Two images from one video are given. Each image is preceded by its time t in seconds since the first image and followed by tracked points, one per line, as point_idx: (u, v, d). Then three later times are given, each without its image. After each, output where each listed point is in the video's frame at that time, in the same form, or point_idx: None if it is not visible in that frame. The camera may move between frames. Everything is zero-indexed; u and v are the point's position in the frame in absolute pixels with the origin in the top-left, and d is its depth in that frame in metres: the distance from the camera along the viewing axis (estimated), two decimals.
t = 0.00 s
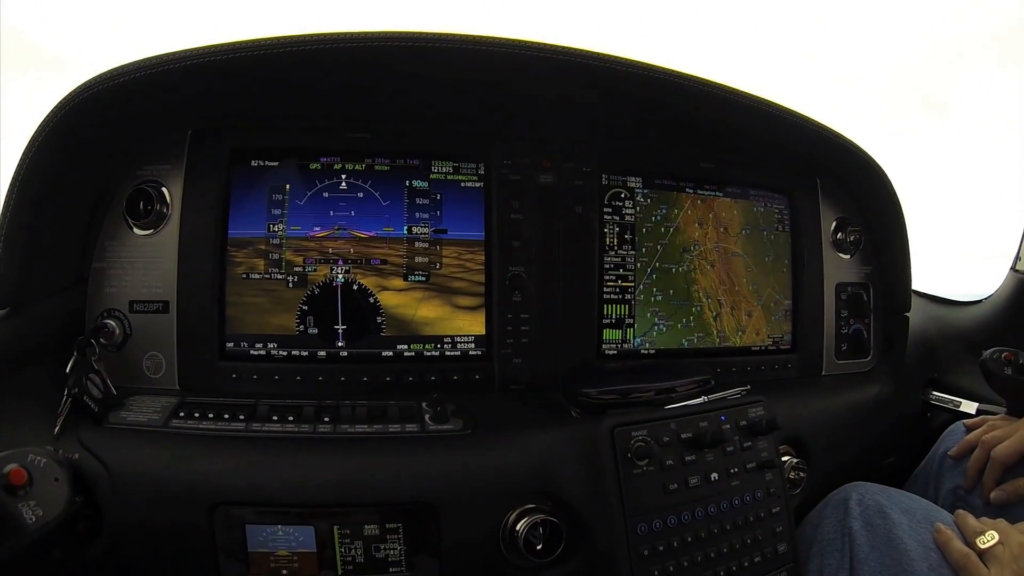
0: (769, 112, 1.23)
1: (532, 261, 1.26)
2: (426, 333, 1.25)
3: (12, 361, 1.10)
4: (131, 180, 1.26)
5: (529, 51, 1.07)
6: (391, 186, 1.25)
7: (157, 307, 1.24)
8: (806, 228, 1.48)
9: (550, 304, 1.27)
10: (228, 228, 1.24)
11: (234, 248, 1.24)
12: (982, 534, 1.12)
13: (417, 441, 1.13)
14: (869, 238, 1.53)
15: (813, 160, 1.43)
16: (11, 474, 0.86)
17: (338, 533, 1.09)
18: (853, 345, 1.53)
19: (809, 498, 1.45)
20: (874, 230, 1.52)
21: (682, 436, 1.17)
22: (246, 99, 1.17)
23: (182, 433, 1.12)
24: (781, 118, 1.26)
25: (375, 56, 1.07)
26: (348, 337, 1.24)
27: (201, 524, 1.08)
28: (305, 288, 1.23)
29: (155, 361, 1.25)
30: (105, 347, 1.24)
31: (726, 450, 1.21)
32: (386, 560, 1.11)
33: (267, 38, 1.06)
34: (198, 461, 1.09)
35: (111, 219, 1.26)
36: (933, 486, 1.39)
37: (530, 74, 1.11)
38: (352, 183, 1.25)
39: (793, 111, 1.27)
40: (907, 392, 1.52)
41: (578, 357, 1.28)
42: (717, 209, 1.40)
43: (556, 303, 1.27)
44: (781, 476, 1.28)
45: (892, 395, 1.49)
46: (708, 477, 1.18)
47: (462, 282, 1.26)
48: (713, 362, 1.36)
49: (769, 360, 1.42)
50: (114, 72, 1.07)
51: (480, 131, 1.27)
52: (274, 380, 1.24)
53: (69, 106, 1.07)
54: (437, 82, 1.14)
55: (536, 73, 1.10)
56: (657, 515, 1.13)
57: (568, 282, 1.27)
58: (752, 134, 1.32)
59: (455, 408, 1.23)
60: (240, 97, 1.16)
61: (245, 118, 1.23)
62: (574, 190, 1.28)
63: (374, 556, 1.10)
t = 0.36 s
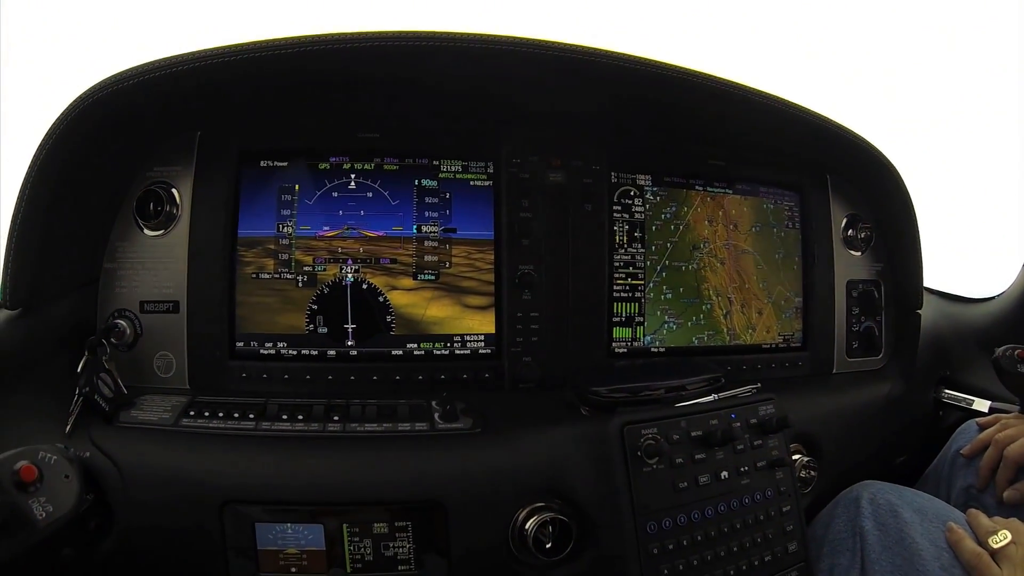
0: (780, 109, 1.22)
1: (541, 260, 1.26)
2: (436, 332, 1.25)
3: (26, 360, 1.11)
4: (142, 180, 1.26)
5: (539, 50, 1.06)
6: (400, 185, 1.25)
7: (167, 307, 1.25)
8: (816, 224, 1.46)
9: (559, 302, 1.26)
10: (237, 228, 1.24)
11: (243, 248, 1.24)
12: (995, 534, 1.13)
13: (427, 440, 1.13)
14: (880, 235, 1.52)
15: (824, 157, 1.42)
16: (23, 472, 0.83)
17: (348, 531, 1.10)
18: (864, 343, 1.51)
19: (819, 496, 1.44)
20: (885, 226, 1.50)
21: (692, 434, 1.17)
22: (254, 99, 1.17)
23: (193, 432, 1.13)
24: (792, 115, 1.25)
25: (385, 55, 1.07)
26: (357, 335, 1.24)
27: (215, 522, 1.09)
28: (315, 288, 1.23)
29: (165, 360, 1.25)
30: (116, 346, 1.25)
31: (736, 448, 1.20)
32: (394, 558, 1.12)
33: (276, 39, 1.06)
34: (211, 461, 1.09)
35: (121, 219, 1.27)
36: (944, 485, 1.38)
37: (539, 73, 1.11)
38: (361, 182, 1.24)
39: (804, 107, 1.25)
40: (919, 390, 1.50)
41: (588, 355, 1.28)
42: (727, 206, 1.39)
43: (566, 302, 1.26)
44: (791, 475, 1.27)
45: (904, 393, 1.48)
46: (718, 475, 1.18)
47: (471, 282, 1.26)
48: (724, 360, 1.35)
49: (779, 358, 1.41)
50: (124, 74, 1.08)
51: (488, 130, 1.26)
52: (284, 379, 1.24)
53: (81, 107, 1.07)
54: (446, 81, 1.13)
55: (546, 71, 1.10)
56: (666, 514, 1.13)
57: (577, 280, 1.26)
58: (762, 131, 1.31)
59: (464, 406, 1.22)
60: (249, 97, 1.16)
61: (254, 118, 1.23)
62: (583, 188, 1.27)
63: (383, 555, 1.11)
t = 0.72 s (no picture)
0: (781, 99, 1.21)
1: (541, 250, 1.25)
2: (436, 322, 1.24)
3: (25, 349, 1.11)
4: (140, 171, 1.26)
5: (540, 37, 1.05)
6: (399, 175, 1.24)
7: (166, 297, 1.24)
8: (818, 215, 1.46)
9: (559, 292, 1.25)
10: (237, 218, 1.24)
11: (242, 238, 1.23)
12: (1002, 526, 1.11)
13: (426, 430, 1.12)
14: (883, 226, 1.51)
15: (827, 147, 1.41)
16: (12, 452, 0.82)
17: (343, 522, 1.09)
18: (867, 335, 1.50)
19: (822, 490, 1.43)
20: (888, 218, 1.49)
21: (695, 424, 1.15)
22: (253, 88, 1.17)
23: (191, 421, 1.13)
24: (794, 105, 1.24)
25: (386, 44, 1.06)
26: (356, 325, 1.23)
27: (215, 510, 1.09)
28: (314, 277, 1.23)
29: (164, 351, 1.25)
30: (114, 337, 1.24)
31: (739, 438, 1.19)
32: (391, 549, 1.11)
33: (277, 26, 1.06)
34: (209, 451, 1.09)
35: (120, 209, 1.26)
36: (949, 478, 1.37)
37: (540, 61, 1.10)
38: (360, 172, 1.24)
39: (805, 97, 1.25)
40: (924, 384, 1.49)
41: (589, 346, 1.27)
42: (728, 196, 1.39)
43: (566, 293, 1.26)
44: (795, 466, 1.26)
45: (908, 386, 1.46)
46: (721, 465, 1.17)
47: (472, 272, 1.25)
48: (726, 351, 1.34)
49: (781, 350, 1.39)
50: (125, 62, 1.07)
51: (488, 120, 1.26)
52: (282, 369, 1.23)
53: (80, 96, 1.07)
54: (446, 70, 1.13)
55: (547, 59, 1.09)
56: (668, 504, 1.12)
57: (578, 270, 1.26)
58: (763, 121, 1.31)
59: (463, 396, 1.21)
60: (249, 86, 1.16)
61: (253, 108, 1.23)
62: (583, 177, 1.26)
63: (380, 546, 1.10)
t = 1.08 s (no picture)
0: (774, 90, 1.21)
1: (531, 241, 1.24)
2: (425, 313, 1.23)
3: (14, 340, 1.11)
4: (132, 164, 1.26)
5: (529, 27, 1.05)
6: (389, 166, 1.24)
7: (155, 289, 1.24)
8: (811, 208, 1.45)
9: (549, 284, 1.24)
10: (226, 209, 1.24)
11: (232, 230, 1.23)
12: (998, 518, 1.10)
13: (413, 421, 1.12)
14: (877, 219, 1.50)
15: (820, 139, 1.40)
16: None
17: (329, 513, 1.08)
18: (861, 329, 1.49)
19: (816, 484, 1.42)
20: (883, 211, 1.48)
21: (685, 415, 1.14)
22: (243, 80, 1.17)
23: (178, 411, 1.13)
24: (787, 96, 1.24)
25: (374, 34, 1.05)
26: (345, 317, 1.22)
27: (202, 501, 1.09)
28: (303, 269, 1.22)
29: (153, 342, 1.24)
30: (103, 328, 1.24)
31: (730, 431, 1.19)
32: (377, 541, 1.09)
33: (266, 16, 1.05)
34: (198, 441, 1.09)
35: (110, 202, 1.26)
36: (945, 473, 1.36)
37: (529, 52, 1.09)
38: (350, 164, 1.24)
39: (798, 88, 1.24)
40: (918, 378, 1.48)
41: (579, 338, 1.26)
42: (721, 188, 1.38)
43: (556, 284, 1.25)
44: (787, 460, 1.26)
45: (903, 380, 1.45)
46: (712, 458, 1.16)
47: (462, 264, 1.24)
48: (718, 344, 1.33)
49: (774, 343, 1.38)
50: (123, 49, 1.07)
51: (478, 112, 1.26)
52: (271, 361, 1.23)
53: (75, 84, 1.07)
54: (436, 62, 1.12)
55: (536, 49, 1.08)
56: (658, 497, 1.11)
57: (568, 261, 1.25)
58: (756, 112, 1.30)
59: (451, 388, 1.20)
60: (238, 78, 1.16)
61: (243, 100, 1.23)
62: (573, 169, 1.26)
63: (365, 538, 1.09)
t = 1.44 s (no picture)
0: (765, 79, 1.21)
1: (521, 231, 1.24)
2: (415, 304, 1.23)
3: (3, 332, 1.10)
4: (122, 156, 1.26)
5: (519, 16, 1.04)
6: (379, 157, 1.24)
7: (145, 281, 1.23)
8: (803, 199, 1.44)
9: (540, 274, 1.24)
10: (216, 201, 1.23)
11: (223, 221, 1.23)
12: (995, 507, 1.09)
13: (403, 411, 1.11)
14: (870, 210, 1.49)
15: (811, 130, 1.40)
16: None
17: (318, 504, 1.08)
18: (856, 320, 1.48)
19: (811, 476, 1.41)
20: (875, 201, 1.48)
21: (677, 404, 1.14)
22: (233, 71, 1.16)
23: (166, 402, 1.12)
24: (778, 86, 1.23)
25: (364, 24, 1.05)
26: (335, 308, 1.22)
27: (191, 492, 1.08)
28: (293, 260, 1.22)
29: (143, 335, 1.24)
30: (93, 321, 1.24)
31: (723, 420, 1.18)
32: (366, 532, 1.09)
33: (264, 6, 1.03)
34: (187, 432, 1.08)
35: (101, 194, 1.26)
36: (941, 464, 1.36)
37: (519, 41, 1.09)
38: (340, 155, 1.24)
39: (789, 77, 1.24)
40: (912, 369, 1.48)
41: (571, 328, 1.25)
42: (712, 178, 1.37)
43: (546, 275, 1.24)
44: (781, 449, 1.25)
45: (897, 371, 1.45)
46: (705, 447, 1.15)
47: (453, 255, 1.24)
48: (711, 334, 1.32)
49: (767, 334, 1.38)
50: (112, 40, 1.06)
51: (468, 103, 1.26)
52: (261, 352, 1.22)
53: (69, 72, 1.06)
54: (426, 52, 1.12)
55: (526, 38, 1.08)
56: (650, 486, 1.10)
57: (559, 251, 1.25)
58: (747, 103, 1.30)
59: (441, 378, 1.19)
60: (228, 69, 1.15)
61: (234, 92, 1.23)
62: (564, 159, 1.26)
63: (354, 529, 1.08)
